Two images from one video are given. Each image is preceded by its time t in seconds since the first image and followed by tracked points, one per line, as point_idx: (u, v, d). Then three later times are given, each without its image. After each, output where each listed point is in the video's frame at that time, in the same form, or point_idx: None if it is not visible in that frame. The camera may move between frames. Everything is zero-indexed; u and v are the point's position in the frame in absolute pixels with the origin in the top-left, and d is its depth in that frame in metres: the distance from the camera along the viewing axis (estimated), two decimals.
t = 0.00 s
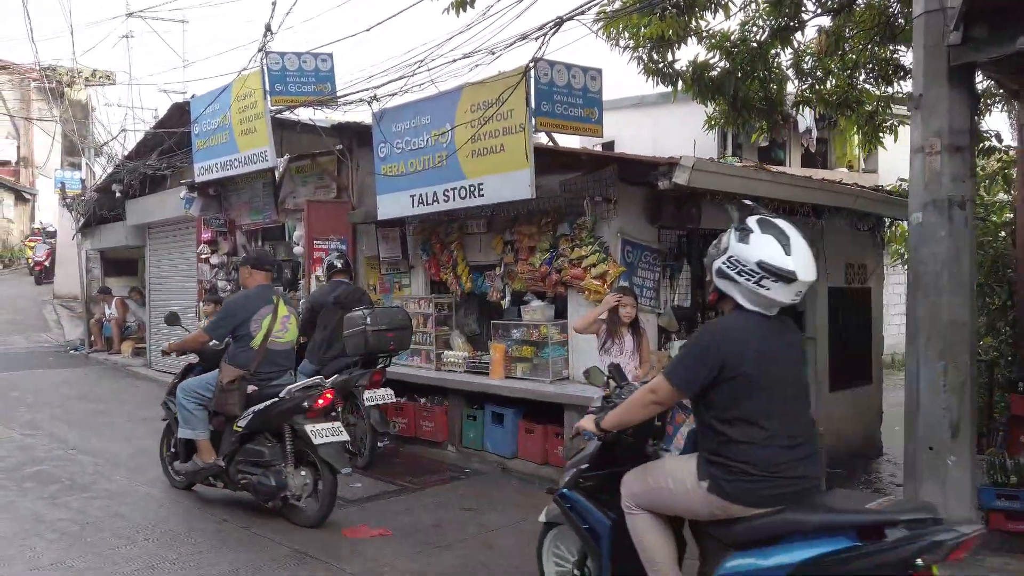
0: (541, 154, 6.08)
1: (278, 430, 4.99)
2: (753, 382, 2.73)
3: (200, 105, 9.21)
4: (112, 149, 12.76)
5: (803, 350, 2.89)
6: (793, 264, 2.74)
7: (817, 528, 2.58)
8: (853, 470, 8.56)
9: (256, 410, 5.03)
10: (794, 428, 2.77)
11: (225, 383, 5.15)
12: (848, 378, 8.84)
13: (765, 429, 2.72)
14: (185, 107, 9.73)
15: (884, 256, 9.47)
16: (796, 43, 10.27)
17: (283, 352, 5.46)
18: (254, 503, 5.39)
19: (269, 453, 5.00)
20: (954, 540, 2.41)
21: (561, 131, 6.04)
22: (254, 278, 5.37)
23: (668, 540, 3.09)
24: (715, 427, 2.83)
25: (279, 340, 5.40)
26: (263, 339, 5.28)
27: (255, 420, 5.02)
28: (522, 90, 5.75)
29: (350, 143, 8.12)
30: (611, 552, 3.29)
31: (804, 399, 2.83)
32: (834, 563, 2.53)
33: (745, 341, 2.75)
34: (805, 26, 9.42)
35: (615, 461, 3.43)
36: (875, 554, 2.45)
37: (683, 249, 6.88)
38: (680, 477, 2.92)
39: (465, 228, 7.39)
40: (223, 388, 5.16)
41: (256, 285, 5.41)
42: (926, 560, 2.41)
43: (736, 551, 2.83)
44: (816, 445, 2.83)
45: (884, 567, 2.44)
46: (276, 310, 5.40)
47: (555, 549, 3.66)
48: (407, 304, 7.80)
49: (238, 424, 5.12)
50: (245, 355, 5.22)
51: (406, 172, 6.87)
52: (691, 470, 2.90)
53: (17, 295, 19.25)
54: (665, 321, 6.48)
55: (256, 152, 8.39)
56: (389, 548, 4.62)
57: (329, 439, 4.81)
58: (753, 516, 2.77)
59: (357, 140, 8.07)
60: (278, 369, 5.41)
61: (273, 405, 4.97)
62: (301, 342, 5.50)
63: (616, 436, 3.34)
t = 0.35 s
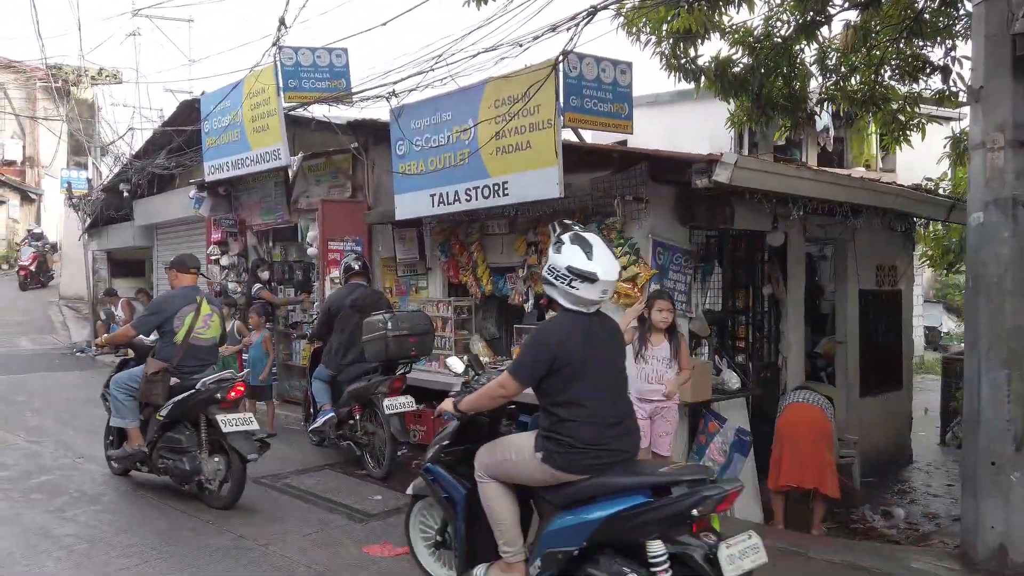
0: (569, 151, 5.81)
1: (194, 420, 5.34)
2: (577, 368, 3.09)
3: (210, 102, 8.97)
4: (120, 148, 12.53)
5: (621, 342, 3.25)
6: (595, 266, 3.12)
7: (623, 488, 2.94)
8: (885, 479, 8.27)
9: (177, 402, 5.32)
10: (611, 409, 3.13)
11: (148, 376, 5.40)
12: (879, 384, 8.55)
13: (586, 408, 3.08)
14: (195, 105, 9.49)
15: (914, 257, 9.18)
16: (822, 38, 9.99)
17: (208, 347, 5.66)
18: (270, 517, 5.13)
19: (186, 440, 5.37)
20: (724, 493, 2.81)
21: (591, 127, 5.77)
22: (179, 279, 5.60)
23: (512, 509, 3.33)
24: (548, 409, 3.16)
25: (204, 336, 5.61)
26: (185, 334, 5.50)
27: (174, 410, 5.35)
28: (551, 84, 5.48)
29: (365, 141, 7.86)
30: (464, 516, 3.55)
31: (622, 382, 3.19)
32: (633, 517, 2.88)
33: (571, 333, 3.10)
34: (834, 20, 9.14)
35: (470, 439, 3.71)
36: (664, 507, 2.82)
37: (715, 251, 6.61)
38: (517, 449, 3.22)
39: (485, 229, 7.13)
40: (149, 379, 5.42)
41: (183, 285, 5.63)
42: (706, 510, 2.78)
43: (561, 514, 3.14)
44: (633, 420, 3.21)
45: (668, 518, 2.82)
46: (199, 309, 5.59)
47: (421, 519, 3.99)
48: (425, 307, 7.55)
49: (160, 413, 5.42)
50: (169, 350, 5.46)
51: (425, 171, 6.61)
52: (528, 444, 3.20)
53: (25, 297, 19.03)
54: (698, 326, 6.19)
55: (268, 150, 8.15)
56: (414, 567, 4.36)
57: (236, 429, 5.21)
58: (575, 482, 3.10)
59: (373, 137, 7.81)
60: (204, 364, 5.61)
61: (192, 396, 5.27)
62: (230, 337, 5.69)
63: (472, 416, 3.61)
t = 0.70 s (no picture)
0: (594, 141, 5.52)
1: (125, 404, 5.80)
2: (420, 347, 3.59)
3: (218, 96, 8.73)
4: (127, 145, 12.31)
5: (462, 325, 3.76)
6: (428, 257, 3.64)
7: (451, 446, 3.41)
8: (918, 484, 7.96)
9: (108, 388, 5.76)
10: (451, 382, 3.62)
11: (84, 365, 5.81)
12: (911, 385, 8.23)
13: (426, 379, 3.57)
14: (202, 99, 9.25)
15: (945, 253, 8.86)
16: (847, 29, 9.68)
17: (142, 338, 6.08)
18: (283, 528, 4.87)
19: (117, 422, 5.86)
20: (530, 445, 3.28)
21: (617, 115, 5.47)
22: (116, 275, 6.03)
23: (365, 471, 3.79)
24: (397, 379, 3.66)
25: (139, 327, 6.03)
26: (118, 325, 5.91)
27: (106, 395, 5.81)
28: (576, 70, 5.19)
29: (379, 134, 7.60)
30: (327, 480, 4.05)
31: (459, 359, 3.69)
32: (455, 468, 3.37)
33: (414, 317, 3.58)
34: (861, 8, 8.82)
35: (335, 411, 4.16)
36: (480, 459, 3.28)
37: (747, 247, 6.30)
38: (369, 418, 3.68)
39: (503, 224, 6.84)
40: (84, 367, 5.83)
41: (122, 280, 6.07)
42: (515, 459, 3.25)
43: (404, 470, 3.64)
44: (471, 391, 3.73)
45: (485, 469, 3.30)
46: (133, 302, 6.01)
47: (294, 485, 4.45)
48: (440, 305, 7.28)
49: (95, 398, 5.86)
50: (103, 340, 5.87)
51: (442, 163, 6.34)
52: (379, 412, 3.67)
53: (30, 298, 18.81)
54: (728, 325, 5.91)
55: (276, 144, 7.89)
56: None
57: (160, 412, 5.67)
58: (419, 444, 3.57)
59: (386, 130, 7.55)
60: (137, 354, 6.01)
61: (121, 383, 5.70)
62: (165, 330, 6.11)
63: (342, 393, 4.11)
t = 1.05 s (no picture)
0: (628, 135, 5.20)
1: (81, 395, 6.31)
2: (290, 339, 3.96)
3: (234, 92, 8.51)
4: (144, 145, 12.16)
5: (333, 318, 4.13)
6: (288, 262, 3.97)
7: (307, 422, 3.84)
8: (965, 495, 7.56)
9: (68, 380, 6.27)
10: (317, 370, 4.01)
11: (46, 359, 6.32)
12: (956, 391, 7.82)
13: (295, 365, 3.96)
14: (219, 96, 9.05)
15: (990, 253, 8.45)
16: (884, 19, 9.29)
17: (100, 335, 6.53)
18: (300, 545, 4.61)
19: (75, 411, 6.41)
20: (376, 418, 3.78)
21: (653, 107, 5.15)
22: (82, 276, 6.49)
23: (249, 451, 4.14)
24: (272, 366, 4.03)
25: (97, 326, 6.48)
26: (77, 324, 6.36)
27: (67, 385, 6.34)
28: (610, 59, 4.87)
29: (399, 130, 7.35)
30: (216, 459, 4.41)
31: (328, 348, 4.08)
32: (317, 442, 3.81)
33: (286, 314, 3.96)
34: None
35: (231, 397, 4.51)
36: (334, 433, 3.75)
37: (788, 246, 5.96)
38: (246, 401, 4.03)
39: (529, 223, 6.54)
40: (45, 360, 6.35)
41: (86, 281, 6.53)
42: (363, 431, 3.75)
43: (276, 445, 4.04)
44: (339, 376, 4.11)
45: (339, 441, 3.75)
46: (91, 302, 6.43)
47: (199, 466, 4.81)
48: (463, 308, 6.99)
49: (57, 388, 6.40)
50: (63, 337, 6.35)
51: (466, 159, 6.06)
52: (255, 397, 4.03)
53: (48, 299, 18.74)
54: (769, 330, 5.58)
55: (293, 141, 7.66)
56: None
57: (108, 405, 6.15)
58: (287, 423, 3.95)
59: (407, 126, 7.29)
60: (95, 349, 6.47)
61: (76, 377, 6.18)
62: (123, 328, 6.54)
63: (234, 384, 4.43)
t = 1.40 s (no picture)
0: (662, 127, 4.96)
1: (53, 379, 6.99)
2: (209, 332, 4.57)
3: (252, 89, 8.34)
4: (162, 144, 12.05)
5: (248, 315, 4.75)
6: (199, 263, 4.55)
7: (213, 401, 4.49)
8: (1009, 504, 7.24)
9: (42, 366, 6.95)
10: (231, 359, 4.62)
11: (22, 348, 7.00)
12: (1000, 395, 7.50)
13: (207, 354, 4.57)
14: (236, 92, 8.89)
15: None
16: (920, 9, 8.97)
17: (74, 327, 7.18)
18: (322, 557, 4.40)
19: (47, 394, 7.09)
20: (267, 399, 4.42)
21: (689, 97, 4.90)
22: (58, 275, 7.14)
23: (176, 427, 4.78)
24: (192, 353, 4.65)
25: (70, 319, 7.14)
26: (52, 318, 7.02)
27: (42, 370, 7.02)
28: (644, 48, 4.64)
29: (420, 126, 7.16)
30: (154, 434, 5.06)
31: (240, 340, 4.69)
32: (220, 418, 4.46)
33: (206, 311, 4.57)
34: None
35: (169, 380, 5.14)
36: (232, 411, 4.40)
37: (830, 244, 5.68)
38: (171, 384, 4.67)
39: (555, 221, 6.31)
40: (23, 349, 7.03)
41: (61, 279, 7.18)
42: (256, 410, 4.39)
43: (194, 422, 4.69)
44: (251, 361, 4.74)
45: (237, 417, 4.41)
46: (65, 297, 7.07)
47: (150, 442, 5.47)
48: (486, 309, 6.77)
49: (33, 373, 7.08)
50: (40, 328, 7.03)
51: (490, 154, 5.82)
52: (178, 380, 4.67)
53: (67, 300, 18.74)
54: (809, 332, 5.31)
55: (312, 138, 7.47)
56: None
57: (76, 388, 6.84)
58: (201, 402, 4.59)
59: (428, 121, 7.10)
60: (69, 340, 7.12)
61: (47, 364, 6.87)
62: (95, 321, 7.22)
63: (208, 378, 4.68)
